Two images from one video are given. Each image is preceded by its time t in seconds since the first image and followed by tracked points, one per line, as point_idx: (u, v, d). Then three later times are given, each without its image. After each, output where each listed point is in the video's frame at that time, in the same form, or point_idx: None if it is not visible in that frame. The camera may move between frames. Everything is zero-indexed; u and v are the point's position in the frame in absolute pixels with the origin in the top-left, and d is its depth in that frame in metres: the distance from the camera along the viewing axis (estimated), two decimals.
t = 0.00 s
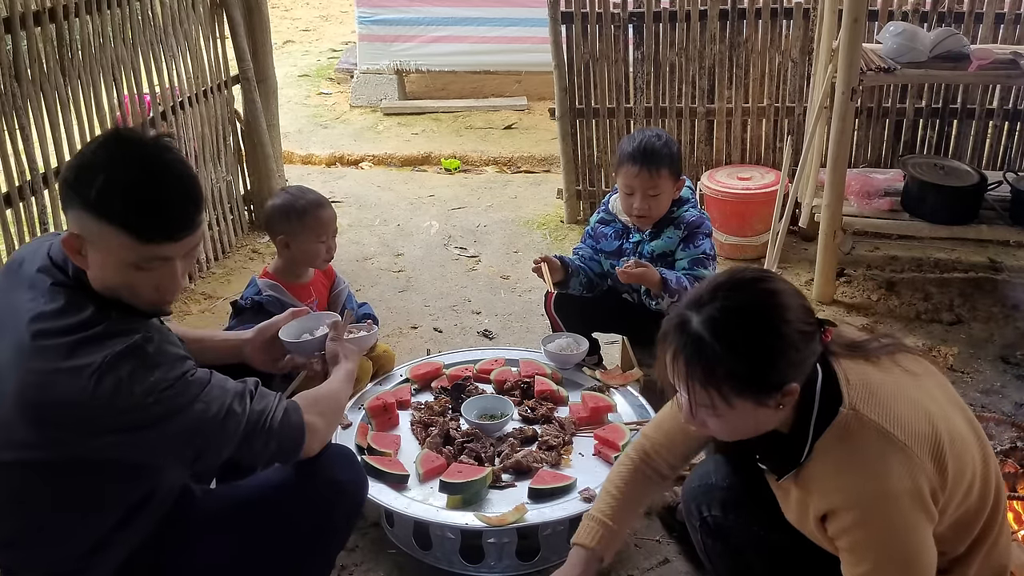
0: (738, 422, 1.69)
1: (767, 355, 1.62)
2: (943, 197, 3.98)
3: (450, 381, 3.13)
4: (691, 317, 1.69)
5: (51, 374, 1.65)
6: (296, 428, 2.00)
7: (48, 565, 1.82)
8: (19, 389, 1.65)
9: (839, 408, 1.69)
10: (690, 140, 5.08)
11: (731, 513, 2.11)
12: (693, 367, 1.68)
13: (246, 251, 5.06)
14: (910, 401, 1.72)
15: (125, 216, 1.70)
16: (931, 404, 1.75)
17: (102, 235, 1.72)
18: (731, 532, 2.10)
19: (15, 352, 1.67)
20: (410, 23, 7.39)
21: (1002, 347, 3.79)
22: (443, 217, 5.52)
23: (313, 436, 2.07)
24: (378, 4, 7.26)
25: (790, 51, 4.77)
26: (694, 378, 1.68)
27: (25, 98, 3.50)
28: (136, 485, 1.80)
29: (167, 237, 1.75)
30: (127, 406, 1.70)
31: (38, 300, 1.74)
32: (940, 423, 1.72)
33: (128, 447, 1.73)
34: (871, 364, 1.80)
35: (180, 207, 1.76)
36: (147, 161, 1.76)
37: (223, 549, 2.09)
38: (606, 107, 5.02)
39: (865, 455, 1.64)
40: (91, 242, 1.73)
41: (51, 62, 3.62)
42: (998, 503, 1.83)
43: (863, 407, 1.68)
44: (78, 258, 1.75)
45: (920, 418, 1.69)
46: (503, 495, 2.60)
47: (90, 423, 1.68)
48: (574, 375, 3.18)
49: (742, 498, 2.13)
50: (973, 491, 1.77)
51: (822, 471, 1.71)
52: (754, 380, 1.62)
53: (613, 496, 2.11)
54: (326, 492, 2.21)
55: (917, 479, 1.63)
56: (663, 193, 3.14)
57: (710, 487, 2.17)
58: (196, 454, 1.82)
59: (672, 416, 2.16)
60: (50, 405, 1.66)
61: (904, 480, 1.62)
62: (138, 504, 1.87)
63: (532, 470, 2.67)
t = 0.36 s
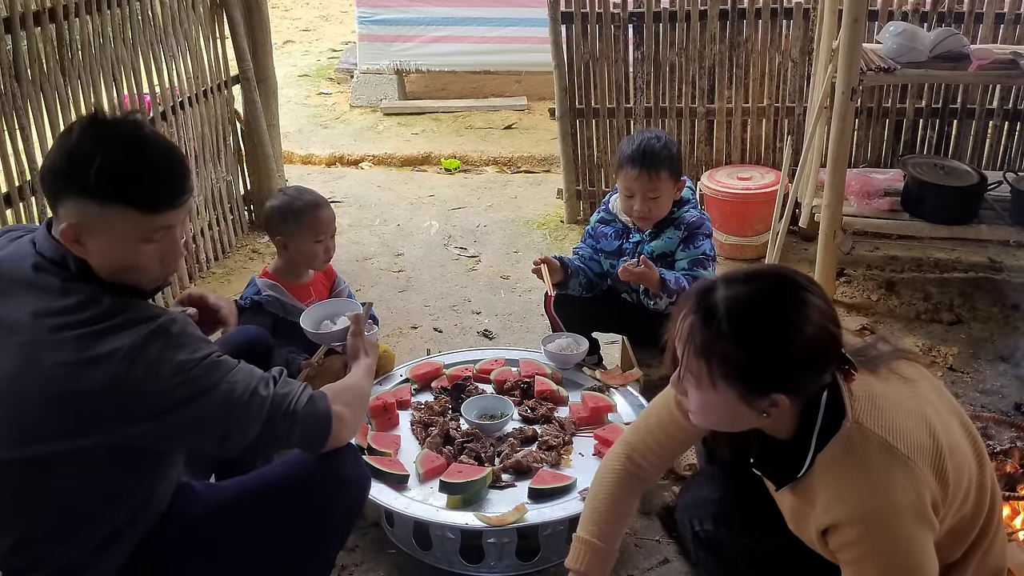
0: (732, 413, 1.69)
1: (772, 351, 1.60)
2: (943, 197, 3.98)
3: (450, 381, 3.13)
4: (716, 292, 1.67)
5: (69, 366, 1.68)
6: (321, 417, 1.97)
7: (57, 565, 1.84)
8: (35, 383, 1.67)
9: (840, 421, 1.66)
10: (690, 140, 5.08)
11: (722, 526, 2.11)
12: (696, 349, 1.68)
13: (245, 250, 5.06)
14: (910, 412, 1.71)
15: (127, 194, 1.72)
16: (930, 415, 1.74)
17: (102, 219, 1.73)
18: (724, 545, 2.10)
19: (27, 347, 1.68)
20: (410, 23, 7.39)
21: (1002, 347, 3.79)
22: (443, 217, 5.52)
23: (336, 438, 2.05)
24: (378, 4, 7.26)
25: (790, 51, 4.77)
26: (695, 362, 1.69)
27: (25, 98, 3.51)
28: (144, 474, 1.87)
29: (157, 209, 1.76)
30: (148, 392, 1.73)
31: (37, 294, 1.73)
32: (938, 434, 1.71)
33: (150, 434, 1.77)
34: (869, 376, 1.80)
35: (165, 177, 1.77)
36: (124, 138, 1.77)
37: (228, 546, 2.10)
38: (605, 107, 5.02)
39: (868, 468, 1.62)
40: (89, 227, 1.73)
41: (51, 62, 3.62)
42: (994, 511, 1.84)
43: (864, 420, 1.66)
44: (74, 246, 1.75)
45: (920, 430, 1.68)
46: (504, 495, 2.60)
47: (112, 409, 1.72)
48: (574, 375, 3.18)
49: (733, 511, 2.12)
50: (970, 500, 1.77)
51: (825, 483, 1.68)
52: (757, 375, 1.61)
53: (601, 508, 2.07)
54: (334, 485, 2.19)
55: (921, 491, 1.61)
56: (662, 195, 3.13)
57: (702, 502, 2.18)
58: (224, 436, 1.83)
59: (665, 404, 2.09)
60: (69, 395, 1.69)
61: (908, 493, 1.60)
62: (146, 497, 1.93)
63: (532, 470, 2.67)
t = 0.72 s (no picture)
0: (700, 415, 1.65)
1: (750, 352, 1.56)
2: (943, 197, 3.98)
3: (450, 381, 3.12)
4: (698, 287, 1.62)
5: (97, 363, 1.69)
6: (349, 418, 2.03)
7: (74, 565, 1.83)
8: (64, 380, 1.68)
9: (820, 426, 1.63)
10: (690, 140, 5.08)
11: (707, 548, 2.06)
12: (673, 346, 1.62)
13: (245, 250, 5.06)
14: (886, 415, 1.69)
15: (162, 192, 1.72)
16: (906, 416, 1.73)
17: (137, 217, 1.72)
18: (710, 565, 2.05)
19: (56, 346, 1.69)
20: (410, 23, 7.39)
21: (1002, 347, 3.79)
22: (443, 217, 5.52)
23: (358, 439, 2.10)
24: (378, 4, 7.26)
25: (790, 51, 4.77)
26: (672, 359, 1.63)
27: (25, 98, 3.51)
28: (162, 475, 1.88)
29: (180, 201, 1.74)
30: (176, 384, 1.76)
31: (63, 293, 1.72)
32: (914, 435, 1.70)
33: (176, 428, 1.80)
34: (844, 380, 1.77)
35: (188, 168, 1.76)
36: (143, 130, 1.75)
37: (243, 544, 2.12)
38: (606, 107, 5.02)
39: (851, 472, 1.58)
40: (122, 225, 1.72)
41: (51, 62, 3.62)
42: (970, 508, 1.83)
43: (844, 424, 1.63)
44: (104, 244, 1.73)
45: (897, 432, 1.66)
46: (504, 495, 2.60)
47: (139, 403, 1.74)
48: (574, 375, 3.18)
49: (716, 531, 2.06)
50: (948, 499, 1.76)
51: (807, 491, 1.64)
52: (728, 380, 1.57)
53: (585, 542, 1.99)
54: (349, 486, 2.19)
55: (904, 495, 1.58)
56: (663, 194, 3.13)
57: (686, 524, 2.12)
58: (249, 421, 1.87)
59: (642, 429, 1.97)
60: (99, 392, 1.70)
61: (891, 496, 1.57)
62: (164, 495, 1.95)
63: (533, 470, 2.67)
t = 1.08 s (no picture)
0: (702, 381, 1.60)
1: (753, 318, 1.51)
2: (943, 196, 3.98)
3: (450, 381, 3.12)
4: (705, 251, 1.59)
5: (98, 357, 1.69)
6: (349, 416, 2.03)
7: (77, 562, 1.82)
8: (67, 374, 1.68)
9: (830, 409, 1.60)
10: (690, 140, 5.08)
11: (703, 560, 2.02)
12: (677, 308, 1.59)
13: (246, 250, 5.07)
14: (889, 403, 1.68)
15: (179, 186, 1.76)
16: (906, 405, 1.72)
17: (152, 211, 1.75)
18: None
19: (60, 340, 1.69)
20: (410, 23, 7.39)
21: (1002, 347, 3.79)
22: (443, 217, 5.52)
23: (359, 439, 2.10)
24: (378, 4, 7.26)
25: (790, 51, 4.78)
26: (676, 322, 1.60)
27: (25, 98, 3.51)
28: (163, 469, 1.88)
29: (196, 199, 1.78)
30: (177, 378, 1.75)
31: (67, 288, 1.72)
32: (915, 422, 1.69)
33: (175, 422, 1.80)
34: (846, 370, 1.75)
35: (204, 164, 1.80)
36: (163, 129, 1.80)
37: (244, 541, 2.12)
38: (606, 107, 5.02)
39: (863, 456, 1.57)
40: (138, 219, 1.75)
41: (51, 62, 3.62)
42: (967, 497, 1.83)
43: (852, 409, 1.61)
44: (118, 241, 1.76)
45: (901, 418, 1.66)
46: (504, 495, 2.60)
47: (141, 396, 1.74)
48: (574, 375, 3.18)
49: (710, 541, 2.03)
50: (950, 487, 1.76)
51: (821, 478, 1.62)
52: (733, 343, 1.54)
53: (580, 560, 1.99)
54: (346, 485, 2.19)
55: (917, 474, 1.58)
56: (659, 196, 3.13)
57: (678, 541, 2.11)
58: (248, 414, 1.86)
59: (632, 450, 1.99)
60: (101, 386, 1.70)
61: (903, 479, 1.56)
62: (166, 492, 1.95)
63: (533, 470, 2.67)
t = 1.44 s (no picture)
0: (760, 341, 1.62)
1: (818, 279, 1.54)
2: (943, 196, 3.98)
3: (450, 381, 3.13)
4: (783, 212, 1.61)
5: (96, 354, 1.69)
6: (351, 415, 2.03)
7: (76, 562, 1.81)
8: (64, 368, 1.69)
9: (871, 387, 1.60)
10: (690, 140, 5.08)
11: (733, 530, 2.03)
12: (750, 264, 1.61)
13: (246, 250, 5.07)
14: (932, 391, 1.66)
15: (183, 183, 1.75)
16: (949, 396, 1.70)
17: (156, 208, 1.74)
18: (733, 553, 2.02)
19: (58, 336, 1.70)
20: (410, 23, 7.39)
21: (1002, 347, 3.79)
22: (443, 217, 5.52)
23: (359, 435, 2.10)
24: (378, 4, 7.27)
25: (790, 51, 4.78)
26: (746, 277, 1.62)
27: (25, 98, 3.51)
28: (164, 469, 1.87)
29: (199, 195, 1.78)
30: (174, 379, 1.74)
31: (67, 285, 1.73)
32: (958, 413, 1.67)
33: (175, 422, 1.79)
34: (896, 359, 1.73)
35: (208, 162, 1.80)
36: (166, 126, 1.80)
37: (244, 538, 2.11)
38: (606, 107, 5.02)
39: (902, 435, 1.56)
40: (143, 216, 1.74)
41: (51, 62, 3.62)
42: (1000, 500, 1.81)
43: (894, 390, 1.60)
44: (123, 238, 1.76)
45: (944, 407, 1.64)
46: (504, 495, 2.60)
47: (141, 395, 1.73)
48: (574, 375, 3.18)
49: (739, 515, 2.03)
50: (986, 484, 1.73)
51: (857, 453, 1.62)
52: (798, 298, 1.56)
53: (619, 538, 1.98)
54: (348, 482, 2.19)
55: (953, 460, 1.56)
56: (652, 200, 3.11)
57: (707, 503, 2.08)
58: (247, 419, 1.84)
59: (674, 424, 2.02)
60: (96, 383, 1.69)
61: (940, 462, 1.55)
62: (164, 492, 1.94)
63: (533, 470, 2.66)
